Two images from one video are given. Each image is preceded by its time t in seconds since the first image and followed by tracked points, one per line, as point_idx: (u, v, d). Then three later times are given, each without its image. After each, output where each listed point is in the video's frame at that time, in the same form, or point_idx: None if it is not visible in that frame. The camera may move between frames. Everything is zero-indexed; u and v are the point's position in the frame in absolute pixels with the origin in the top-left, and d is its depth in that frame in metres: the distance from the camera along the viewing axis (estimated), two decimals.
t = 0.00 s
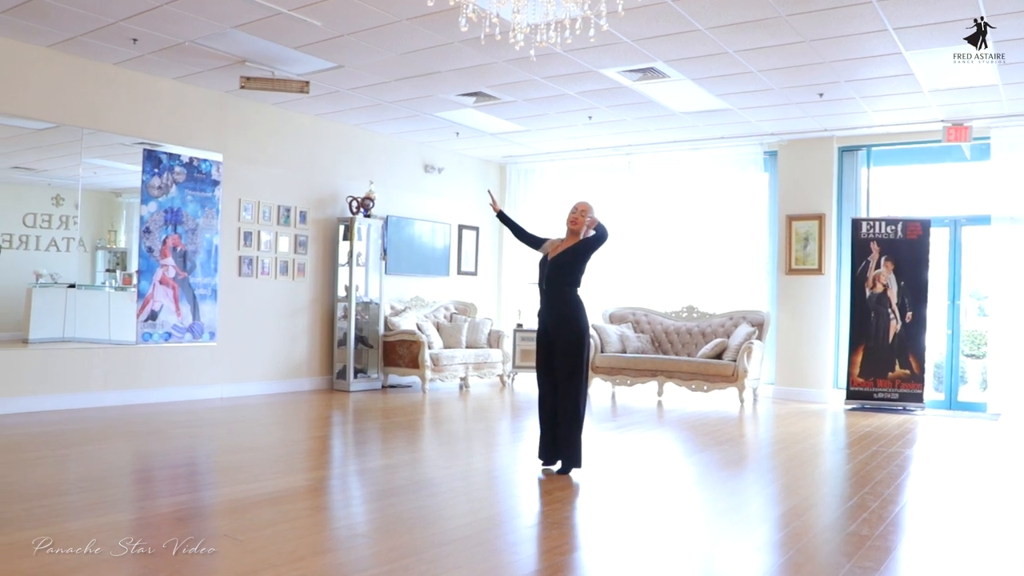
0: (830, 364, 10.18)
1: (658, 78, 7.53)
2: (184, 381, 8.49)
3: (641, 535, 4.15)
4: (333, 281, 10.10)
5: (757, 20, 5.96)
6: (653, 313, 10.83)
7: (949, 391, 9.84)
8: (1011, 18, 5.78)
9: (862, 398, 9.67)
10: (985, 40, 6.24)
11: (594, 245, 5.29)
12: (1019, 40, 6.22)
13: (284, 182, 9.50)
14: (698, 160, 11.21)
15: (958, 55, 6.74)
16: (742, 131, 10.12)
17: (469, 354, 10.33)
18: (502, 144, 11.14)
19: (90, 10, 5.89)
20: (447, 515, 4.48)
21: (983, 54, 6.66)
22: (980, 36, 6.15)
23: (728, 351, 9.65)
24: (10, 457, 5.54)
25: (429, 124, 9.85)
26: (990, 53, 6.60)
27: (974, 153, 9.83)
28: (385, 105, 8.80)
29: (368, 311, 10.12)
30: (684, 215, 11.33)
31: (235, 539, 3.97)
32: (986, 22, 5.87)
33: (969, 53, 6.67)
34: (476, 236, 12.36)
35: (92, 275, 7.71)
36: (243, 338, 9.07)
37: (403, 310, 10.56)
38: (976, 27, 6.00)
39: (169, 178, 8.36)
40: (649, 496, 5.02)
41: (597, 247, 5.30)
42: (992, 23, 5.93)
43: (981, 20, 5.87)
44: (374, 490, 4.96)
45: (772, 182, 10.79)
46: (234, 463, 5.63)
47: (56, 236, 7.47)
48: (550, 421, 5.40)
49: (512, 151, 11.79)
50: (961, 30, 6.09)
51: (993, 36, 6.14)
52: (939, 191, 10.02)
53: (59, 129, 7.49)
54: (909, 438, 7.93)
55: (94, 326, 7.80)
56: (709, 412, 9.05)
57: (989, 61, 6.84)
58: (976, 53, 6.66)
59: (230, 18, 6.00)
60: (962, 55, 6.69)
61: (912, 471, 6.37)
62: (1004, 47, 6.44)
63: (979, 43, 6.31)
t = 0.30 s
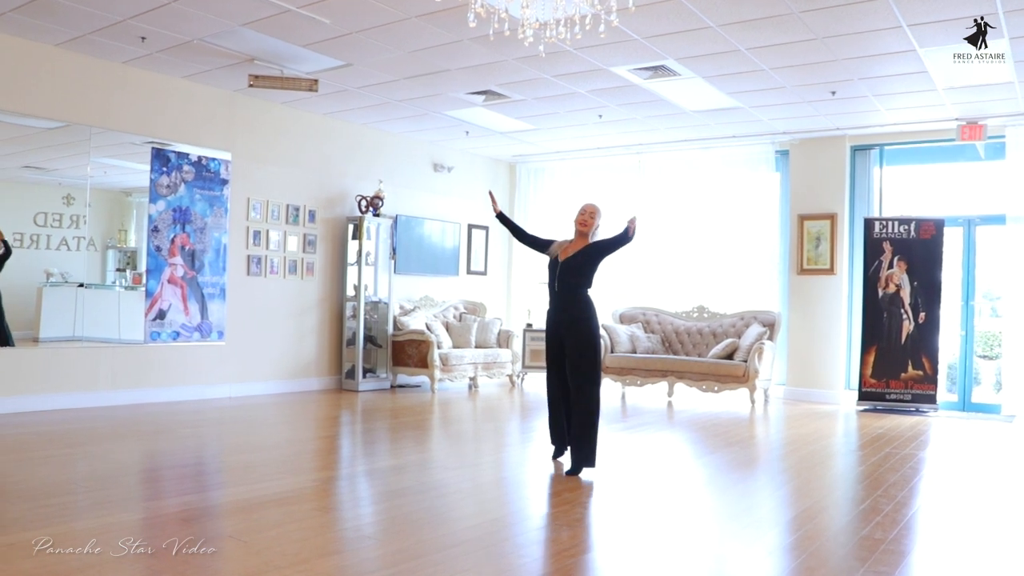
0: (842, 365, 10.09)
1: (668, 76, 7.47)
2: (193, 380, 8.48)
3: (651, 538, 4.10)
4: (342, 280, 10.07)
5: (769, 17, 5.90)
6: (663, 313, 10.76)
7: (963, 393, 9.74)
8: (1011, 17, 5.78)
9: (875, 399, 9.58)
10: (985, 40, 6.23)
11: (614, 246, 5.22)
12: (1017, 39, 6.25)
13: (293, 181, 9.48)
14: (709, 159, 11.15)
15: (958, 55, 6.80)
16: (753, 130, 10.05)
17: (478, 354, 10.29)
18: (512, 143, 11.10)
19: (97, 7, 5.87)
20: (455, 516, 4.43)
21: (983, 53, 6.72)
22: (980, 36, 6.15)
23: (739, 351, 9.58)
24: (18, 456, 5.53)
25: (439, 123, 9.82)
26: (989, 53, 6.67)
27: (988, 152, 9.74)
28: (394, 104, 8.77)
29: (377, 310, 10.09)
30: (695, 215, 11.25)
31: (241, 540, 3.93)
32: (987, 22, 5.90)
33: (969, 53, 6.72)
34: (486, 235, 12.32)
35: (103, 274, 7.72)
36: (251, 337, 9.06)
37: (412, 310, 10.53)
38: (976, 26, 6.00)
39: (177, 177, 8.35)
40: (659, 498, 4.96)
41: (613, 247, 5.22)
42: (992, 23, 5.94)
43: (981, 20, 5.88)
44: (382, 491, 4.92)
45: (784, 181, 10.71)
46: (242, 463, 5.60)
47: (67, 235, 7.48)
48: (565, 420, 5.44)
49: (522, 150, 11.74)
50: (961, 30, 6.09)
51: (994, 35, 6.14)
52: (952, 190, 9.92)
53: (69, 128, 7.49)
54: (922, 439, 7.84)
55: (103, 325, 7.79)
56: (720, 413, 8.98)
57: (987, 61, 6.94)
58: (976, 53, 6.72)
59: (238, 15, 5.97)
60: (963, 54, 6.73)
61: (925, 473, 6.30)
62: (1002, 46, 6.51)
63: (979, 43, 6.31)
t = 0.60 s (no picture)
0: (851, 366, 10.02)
1: (677, 75, 7.42)
2: (199, 379, 8.47)
3: (659, 541, 4.04)
4: (348, 279, 10.04)
5: (778, 14, 5.83)
6: (671, 313, 10.69)
7: (973, 395, 9.64)
8: (1012, 17, 5.77)
9: (884, 400, 9.50)
10: (985, 39, 6.22)
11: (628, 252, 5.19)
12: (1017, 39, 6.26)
13: (299, 180, 9.45)
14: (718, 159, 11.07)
15: (958, 55, 6.78)
16: (763, 129, 9.98)
17: (485, 354, 10.24)
18: (519, 142, 11.05)
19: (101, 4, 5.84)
20: (460, 518, 4.38)
21: (983, 54, 6.73)
22: (981, 36, 6.13)
23: (748, 352, 9.51)
24: (23, 455, 5.52)
25: (446, 121, 9.78)
26: (990, 54, 6.71)
27: (999, 152, 9.63)
28: (400, 103, 8.73)
29: (383, 310, 10.05)
30: (703, 215, 11.17)
31: (245, 541, 3.89)
32: (987, 22, 5.87)
33: (970, 53, 6.73)
34: (493, 234, 12.27)
35: (111, 273, 7.70)
36: (257, 337, 9.03)
37: (418, 310, 10.49)
38: (976, 27, 5.99)
39: (182, 175, 8.31)
40: (666, 500, 4.90)
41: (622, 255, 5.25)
42: (992, 23, 5.93)
43: (982, 20, 5.86)
44: (387, 492, 4.87)
45: (793, 180, 10.63)
46: (247, 464, 5.56)
47: (74, 234, 7.47)
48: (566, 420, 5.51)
49: (530, 149, 11.69)
50: (961, 30, 6.07)
51: (994, 34, 6.12)
52: (963, 190, 9.81)
53: (75, 126, 7.48)
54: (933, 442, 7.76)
55: (109, 324, 7.77)
56: (727, 414, 8.91)
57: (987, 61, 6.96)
58: (976, 53, 6.74)
59: (243, 12, 5.93)
60: (963, 55, 6.72)
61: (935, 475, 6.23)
62: (1003, 46, 6.53)
63: (979, 43, 6.29)
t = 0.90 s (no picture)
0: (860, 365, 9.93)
1: (682, 72, 7.35)
2: (203, 382, 8.43)
3: (667, 544, 3.96)
4: (353, 280, 10.00)
5: (785, 10, 5.77)
6: (678, 312, 10.62)
7: (985, 393, 9.51)
8: (1012, 16, 5.82)
9: (895, 399, 9.40)
10: (985, 40, 6.34)
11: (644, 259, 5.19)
12: (1014, 38, 6.34)
13: (303, 181, 9.41)
14: (725, 156, 10.99)
15: (958, 56, 6.84)
16: (769, 126, 9.90)
17: (491, 355, 10.19)
18: (524, 141, 11.00)
19: (103, 4, 5.80)
20: (466, 521, 4.32)
21: (982, 53, 6.80)
22: (980, 36, 6.23)
23: (756, 351, 9.44)
24: (27, 461, 5.49)
25: (450, 121, 9.72)
26: (990, 53, 6.76)
27: (1009, 148, 9.53)
28: (404, 102, 8.69)
29: (389, 311, 10.01)
30: (710, 213, 11.09)
31: (249, 546, 3.85)
32: (987, 22, 5.92)
33: (970, 53, 6.76)
34: (498, 234, 12.22)
35: (116, 275, 7.71)
36: (261, 339, 9.00)
37: (424, 310, 10.44)
38: (976, 26, 6.02)
39: (185, 177, 8.28)
40: (674, 502, 4.83)
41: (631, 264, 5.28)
42: (992, 23, 5.96)
43: (982, 20, 5.91)
44: (393, 496, 4.82)
45: (801, 178, 10.55)
46: (252, 468, 5.52)
47: (80, 236, 7.47)
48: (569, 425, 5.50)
49: (535, 148, 11.63)
50: (961, 30, 6.12)
51: (993, 36, 6.23)
52: (973, 186, 9.71)
53: (78, 128, 7.45)
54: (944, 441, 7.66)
55: (114, 327, 7.74)
56: (736, 414, 8.83)
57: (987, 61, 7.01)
58: (976, 53, 6.77)
59: (245, 11, 5.89)
60: (962, 55, 6.79)
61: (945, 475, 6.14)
62: (1002, 46, 6.59)
63: (979, 43, 6.39)
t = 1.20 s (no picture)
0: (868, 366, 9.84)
1: (688, 69, 7.27)
2: (206, 383, 8.39)
3: (675, 549, 3.89)
4: (356, 280, 9.95)
5: (791, 6, 5.68)
6: (684, 312, 10.55)
7: (994, 393, 9.42)
8: (1011, 17, 5.82)
9: (903, 400, 9.32)
10: (985, 40, 6.31)
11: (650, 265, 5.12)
12: (1014, 38, 6.34)
13: (306, 181, 9.36)
14: (731, 155, 10.91)
15: (957, 56, 6.76)
16: (776, 125, 9.81)
17: (496, 355, 10.13)
18: (529, 140, 10.94)
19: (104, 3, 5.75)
20: (471, 525, 4.26)
21: (982, 53, 6.74)
22: (981, 36, 6.22)
23: (763, 351, 9.36)
24: (29, 463, 5.45)
25: (454, 119, 9.66)
26: (990, 53, 6.72)
27: (1018, 146, 9.42)
28: (407, 101, 8.63)
29: (393, 311, 9.95)
30: (717, 213, 11.01)
31: (249, 551, 3.79)
32: (987, 22, 5.91)
33: (970, 54, 6.72)
34: (503, 234, 12.15)
35: (121, 276, 7.70)
36: (264, 339, 8.95)
37: (428, 311, 10.36)
38: (977, 26, 6.02)
39: (187, 177, 8.23)
40: (681, 505, 4.76)
41: (639, 269, 5.25)
42: (993, 23, 5.96)
43: (982, 19, 5.90)
44: (397, 500, 4.76)
45: (808, 176, 10.47)
46: (255, 470, 5.47)
47: (84, 237, 7.45)
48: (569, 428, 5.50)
49: (540, 147, 11.56)
50: (962, 30, 6.11)
51: (993, 34, 6.20)
52: (981, 185, 9.61)
53: (80, 128, 7.41)
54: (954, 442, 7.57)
55: (116, 328, 7.71)
56: (743, 415, 8.76)
57: (987, 61, 6.96)
58: (976, 53, 6.71)
59: (247, 9, 5.83)
60: (962, 55, 6.72)
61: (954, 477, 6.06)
62: (1002, 46, 6.56)
63: (979, 43, 6.38)
